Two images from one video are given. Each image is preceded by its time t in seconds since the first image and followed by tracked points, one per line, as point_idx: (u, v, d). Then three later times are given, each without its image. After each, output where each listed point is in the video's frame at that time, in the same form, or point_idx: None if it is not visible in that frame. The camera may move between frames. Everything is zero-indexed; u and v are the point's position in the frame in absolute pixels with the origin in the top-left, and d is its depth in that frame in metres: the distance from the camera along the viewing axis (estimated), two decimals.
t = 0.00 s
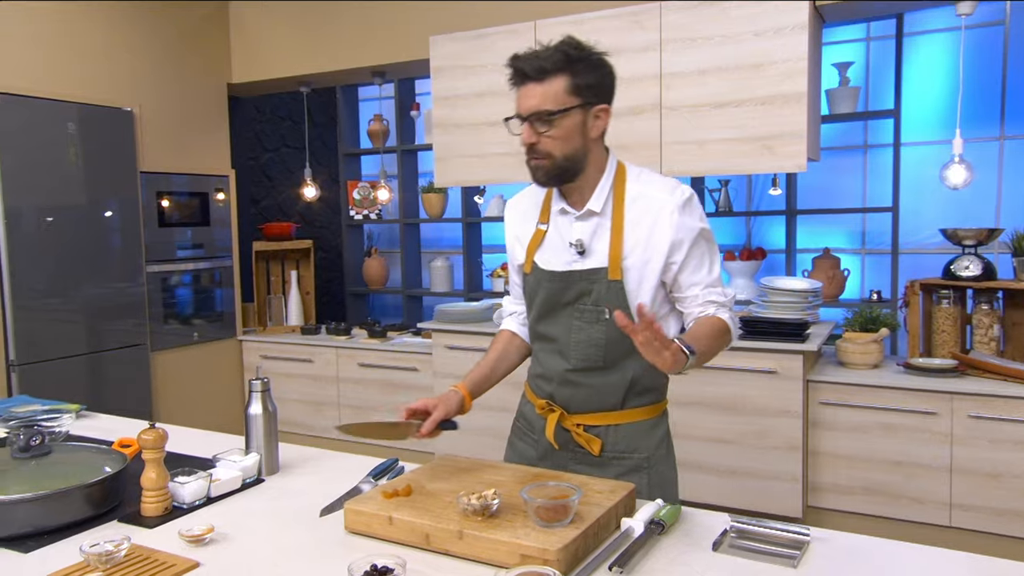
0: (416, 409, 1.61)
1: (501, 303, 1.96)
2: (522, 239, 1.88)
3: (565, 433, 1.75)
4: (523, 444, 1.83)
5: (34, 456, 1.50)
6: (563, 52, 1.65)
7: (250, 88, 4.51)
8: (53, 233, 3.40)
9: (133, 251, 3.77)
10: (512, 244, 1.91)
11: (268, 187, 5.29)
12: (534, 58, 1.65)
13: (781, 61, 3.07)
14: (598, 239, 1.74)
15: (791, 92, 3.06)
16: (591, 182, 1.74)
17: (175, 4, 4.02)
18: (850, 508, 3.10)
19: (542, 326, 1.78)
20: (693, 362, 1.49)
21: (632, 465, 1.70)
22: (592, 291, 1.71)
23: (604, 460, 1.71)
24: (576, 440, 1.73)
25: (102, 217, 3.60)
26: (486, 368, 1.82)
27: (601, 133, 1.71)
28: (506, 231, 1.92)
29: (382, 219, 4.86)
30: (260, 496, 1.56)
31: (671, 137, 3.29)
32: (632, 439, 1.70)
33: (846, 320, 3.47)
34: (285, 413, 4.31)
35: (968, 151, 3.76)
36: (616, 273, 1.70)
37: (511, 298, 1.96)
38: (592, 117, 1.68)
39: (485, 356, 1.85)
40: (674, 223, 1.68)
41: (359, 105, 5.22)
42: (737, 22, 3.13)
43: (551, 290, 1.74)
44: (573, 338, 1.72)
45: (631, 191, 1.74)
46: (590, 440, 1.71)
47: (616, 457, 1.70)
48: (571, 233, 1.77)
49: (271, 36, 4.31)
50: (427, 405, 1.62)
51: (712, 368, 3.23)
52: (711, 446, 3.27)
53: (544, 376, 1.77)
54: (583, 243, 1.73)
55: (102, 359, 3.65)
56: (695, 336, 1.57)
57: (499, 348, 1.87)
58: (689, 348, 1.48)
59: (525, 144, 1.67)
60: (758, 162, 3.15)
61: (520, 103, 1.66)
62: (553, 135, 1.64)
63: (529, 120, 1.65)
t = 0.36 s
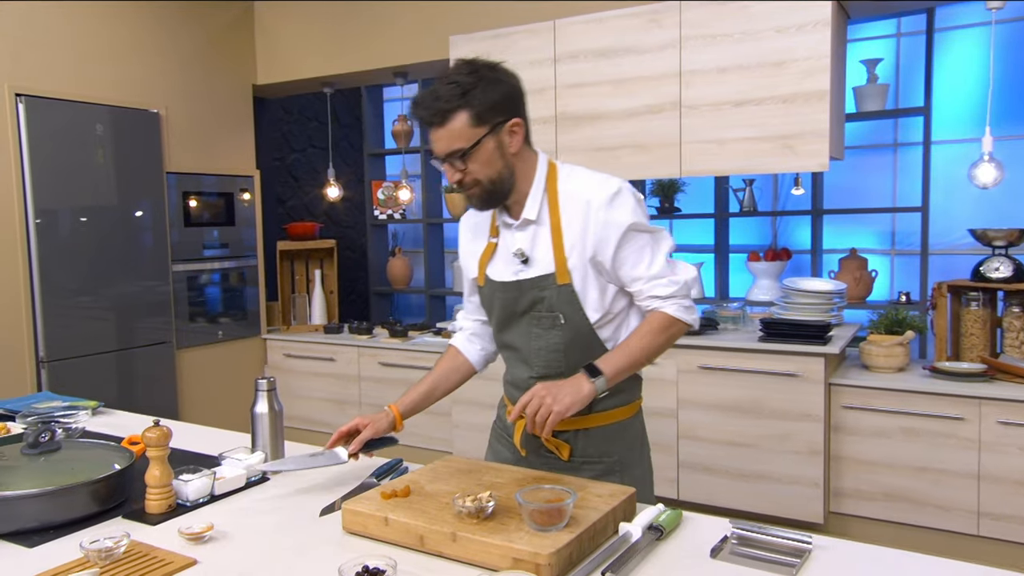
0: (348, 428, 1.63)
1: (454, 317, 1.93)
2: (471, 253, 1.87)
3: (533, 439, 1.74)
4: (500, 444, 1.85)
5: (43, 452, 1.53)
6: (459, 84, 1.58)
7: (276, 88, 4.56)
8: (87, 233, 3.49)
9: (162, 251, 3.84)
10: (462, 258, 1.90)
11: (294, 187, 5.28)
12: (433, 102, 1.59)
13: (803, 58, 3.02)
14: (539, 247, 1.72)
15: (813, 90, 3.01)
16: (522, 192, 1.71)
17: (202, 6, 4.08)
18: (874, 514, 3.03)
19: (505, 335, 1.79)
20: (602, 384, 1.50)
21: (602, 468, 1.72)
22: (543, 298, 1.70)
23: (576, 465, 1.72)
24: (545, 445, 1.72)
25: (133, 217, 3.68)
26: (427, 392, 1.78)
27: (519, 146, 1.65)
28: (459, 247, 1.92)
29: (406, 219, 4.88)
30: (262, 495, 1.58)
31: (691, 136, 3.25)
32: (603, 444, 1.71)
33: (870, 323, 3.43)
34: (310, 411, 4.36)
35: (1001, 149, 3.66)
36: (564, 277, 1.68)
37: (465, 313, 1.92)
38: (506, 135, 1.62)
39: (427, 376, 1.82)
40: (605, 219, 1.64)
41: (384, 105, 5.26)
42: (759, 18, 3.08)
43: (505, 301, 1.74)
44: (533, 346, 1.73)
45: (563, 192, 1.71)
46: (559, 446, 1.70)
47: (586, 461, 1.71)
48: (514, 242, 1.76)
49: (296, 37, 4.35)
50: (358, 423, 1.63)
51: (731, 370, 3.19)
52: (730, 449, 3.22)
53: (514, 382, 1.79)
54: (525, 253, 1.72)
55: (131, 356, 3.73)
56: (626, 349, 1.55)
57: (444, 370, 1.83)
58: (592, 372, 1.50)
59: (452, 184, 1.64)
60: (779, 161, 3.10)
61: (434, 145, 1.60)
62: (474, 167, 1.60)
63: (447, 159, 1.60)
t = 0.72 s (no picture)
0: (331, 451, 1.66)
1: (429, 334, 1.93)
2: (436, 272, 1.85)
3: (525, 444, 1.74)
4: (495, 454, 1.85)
5: (54, 448, 1.56)
6: (415, 112, 1.47)
7: (302, 89, 4.60)
8: (121, 232, 3.57)
9: (190, 249, 3.91)
10: (427, 277, 1.88)
11: (322, 186, 5.33)
12: (392, 136, 1.47)
13: (829, 54, 2.95)
14: (506, 262, 1.71)
15: (840, 87, 2.94)
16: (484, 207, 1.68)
17: (230, 8, 4.14)
18: (900, 523, 2.94)
19: (487, 351, 1.80)
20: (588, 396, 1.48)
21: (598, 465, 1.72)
22: (518, 310, 1.70)
23: (570, 465, 1.72)
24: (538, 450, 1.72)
25: (162, 216, 3.76)
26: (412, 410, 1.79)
27: (482, 160, 1.63)
28: (423, 268, 1.89)
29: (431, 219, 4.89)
30: (267, 495, 1.59)
31: (714, 134, 3.20)
32: (594, 439, 1.72)
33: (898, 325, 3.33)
34: (335, 409, 4.40)
35: None
36: (536, 287, 1.68)
37: (437, 329, 1.92)
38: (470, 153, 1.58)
39: (409, 397, 1.83)
40: (564, 228, 1.64)
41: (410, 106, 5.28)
42: (784, 15, 3.02)
43: (480, 319, 1.74)
44: (515, 358, 1.75)
45: (521, 203, 1.69)
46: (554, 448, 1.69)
47: (582, 459, 1.71)
48: (479, 260, 1.74)
49: (322, 37, 4.38)
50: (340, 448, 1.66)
51: (753, 373, 3.13)
52: (752, 453, 3.17)
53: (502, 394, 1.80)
54: (492, 269, 1.71)
55: (161, 354, 3.80)
56: (600, 358, 1.53)
57: (427, 388, 1.84)
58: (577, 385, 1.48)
59: (429, 214, 1.58)
60: (804, 161, 3.04)
61: (403, 180, 1.52)
62: (451, 193, 1.56)
63: (422, 192, 1.53)
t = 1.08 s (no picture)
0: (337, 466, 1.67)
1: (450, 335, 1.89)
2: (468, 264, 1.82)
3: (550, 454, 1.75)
4: (515, 463, 1.85)
5: (68, 447, 1.58)
6: (457, 112, 1.44)
7: (328, 89, 4.63)
8: (154, 232, 3.65)
9: (217, 249, 3.96)
10: (460, 271, 1.84)
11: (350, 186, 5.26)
12: (432, 136, 1.45)
13: (857, 51, 2.89)
14: (539, 267, 1.70)
15: (868, 85, 2.88)
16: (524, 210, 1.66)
17: (257, 10, 4.18)
18: (929, 532, 2.86)
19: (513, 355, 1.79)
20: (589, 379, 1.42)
21: (620, 482, 1.69)
22: (548, 318, 1.69)
23: (593, 480, 1.71)
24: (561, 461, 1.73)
25: (192, 215, 3.82)
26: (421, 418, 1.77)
27: (524, 160, 1.59)
28: (454, 261, 1.87)
29: (456, 219, 4.89)
30: (276, 497, 1.60)
31: (738, 134, 3.15)
32: (619, 456, 1.70)
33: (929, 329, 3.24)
34: (360, 408, 4.43)
35: None
36: (568, 296, 1.66)
37: (459, 331, 1.88)
38: (512, 155, 1.55)
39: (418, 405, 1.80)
40: (600, 237, 1.61)
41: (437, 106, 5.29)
42: (810, 11, 2.96)
43: (510, 322, 1.74)
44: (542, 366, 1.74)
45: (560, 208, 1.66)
46: (576, 461, 1.71)
47: (603, 474, 1.70)
48: (512, 262, 1.72)
49: (347, 38, 4.40)
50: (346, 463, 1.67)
51: (777, 377, 3.08)
52: (776, 458, 3.11)
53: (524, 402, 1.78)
54: (526, 274, 1.69)
55: (191, 351, 3.87)
56: (617, 358, 1.47)
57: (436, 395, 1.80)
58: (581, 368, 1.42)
59: (466, 215, 1.57)
60: (831, 160, 2.97)
61: (442, 181, 1.50)
62: (491, 195, 1.54)
63: (460, 195, 1.51)
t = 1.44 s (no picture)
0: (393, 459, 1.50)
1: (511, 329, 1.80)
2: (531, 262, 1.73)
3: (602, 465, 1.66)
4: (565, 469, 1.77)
5: (81, 448, 1.59)
6: (535, 100, 1.33)
7: (351, 92, 4.66)
8: (180, 234, 3.70)
9: (240, 250, 4.00)
10: (522, 267, 1.76)
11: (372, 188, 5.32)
12: (506, 123, 1.33)
13: (882, 50, 2.83)
14: (607, 273, 1.56)
15: (893, 85, 2.81)
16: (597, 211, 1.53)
17: (280, 14, 4.22)
18: (956, 542, 2.79)
19: (573, 358, 1.68)
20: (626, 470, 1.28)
21: (674, 500, 1.60)
22: (609, 327, 1.57)
23: (646, 495, 1.61)
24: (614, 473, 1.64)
25: (218, 218, 3.88)
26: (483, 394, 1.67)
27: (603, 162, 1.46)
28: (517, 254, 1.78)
29: (478, 221, 4.88)
30: (284, 500, 1.61)
31: (760, 134, 3.10)
32: (675, 474, 1.59)
33: (958, 334, 3.15)
34: (380, 409, 4.45)
35: None
36: (630, 307, 1.53)
37: (520, 324, 1.79)
38: (590, 154, 1.42)
39: (483, 386, 1.71)
40: (670, 252, 1.44)
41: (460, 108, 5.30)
42: (834, 10, 2.90)
43: (569, 327, 1.62)
44: (600, 375, 1.62)
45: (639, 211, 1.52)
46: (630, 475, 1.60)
47: (658, 490, 1.60)
48: (579, 265, 1.60)
49: (369, 40, 4.42)
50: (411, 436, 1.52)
51: (799, 382, 3.02)
52: (798, 465, 3.05)
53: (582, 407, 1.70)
54: (592, 279, 1.56)
55: (216, 352, 3.92)
56: (650, 426, 1.33)
57: (500, 377, 1.71)
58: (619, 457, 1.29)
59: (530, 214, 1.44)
60: (855, 161, 2.92)
61: (511, 173, 1.38)
62: (560, 195, 1.41)
63: (528, 189, 1.39)
